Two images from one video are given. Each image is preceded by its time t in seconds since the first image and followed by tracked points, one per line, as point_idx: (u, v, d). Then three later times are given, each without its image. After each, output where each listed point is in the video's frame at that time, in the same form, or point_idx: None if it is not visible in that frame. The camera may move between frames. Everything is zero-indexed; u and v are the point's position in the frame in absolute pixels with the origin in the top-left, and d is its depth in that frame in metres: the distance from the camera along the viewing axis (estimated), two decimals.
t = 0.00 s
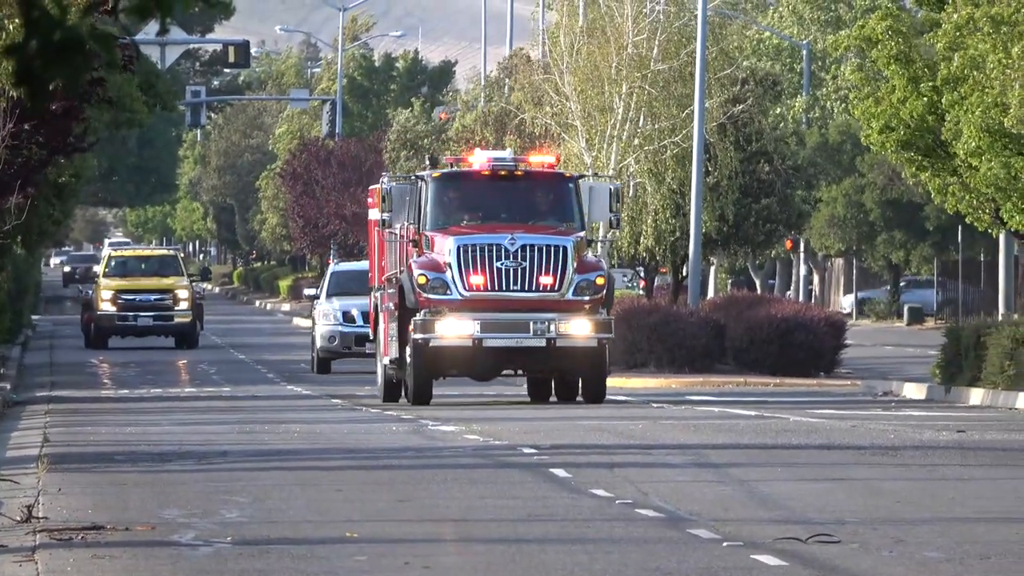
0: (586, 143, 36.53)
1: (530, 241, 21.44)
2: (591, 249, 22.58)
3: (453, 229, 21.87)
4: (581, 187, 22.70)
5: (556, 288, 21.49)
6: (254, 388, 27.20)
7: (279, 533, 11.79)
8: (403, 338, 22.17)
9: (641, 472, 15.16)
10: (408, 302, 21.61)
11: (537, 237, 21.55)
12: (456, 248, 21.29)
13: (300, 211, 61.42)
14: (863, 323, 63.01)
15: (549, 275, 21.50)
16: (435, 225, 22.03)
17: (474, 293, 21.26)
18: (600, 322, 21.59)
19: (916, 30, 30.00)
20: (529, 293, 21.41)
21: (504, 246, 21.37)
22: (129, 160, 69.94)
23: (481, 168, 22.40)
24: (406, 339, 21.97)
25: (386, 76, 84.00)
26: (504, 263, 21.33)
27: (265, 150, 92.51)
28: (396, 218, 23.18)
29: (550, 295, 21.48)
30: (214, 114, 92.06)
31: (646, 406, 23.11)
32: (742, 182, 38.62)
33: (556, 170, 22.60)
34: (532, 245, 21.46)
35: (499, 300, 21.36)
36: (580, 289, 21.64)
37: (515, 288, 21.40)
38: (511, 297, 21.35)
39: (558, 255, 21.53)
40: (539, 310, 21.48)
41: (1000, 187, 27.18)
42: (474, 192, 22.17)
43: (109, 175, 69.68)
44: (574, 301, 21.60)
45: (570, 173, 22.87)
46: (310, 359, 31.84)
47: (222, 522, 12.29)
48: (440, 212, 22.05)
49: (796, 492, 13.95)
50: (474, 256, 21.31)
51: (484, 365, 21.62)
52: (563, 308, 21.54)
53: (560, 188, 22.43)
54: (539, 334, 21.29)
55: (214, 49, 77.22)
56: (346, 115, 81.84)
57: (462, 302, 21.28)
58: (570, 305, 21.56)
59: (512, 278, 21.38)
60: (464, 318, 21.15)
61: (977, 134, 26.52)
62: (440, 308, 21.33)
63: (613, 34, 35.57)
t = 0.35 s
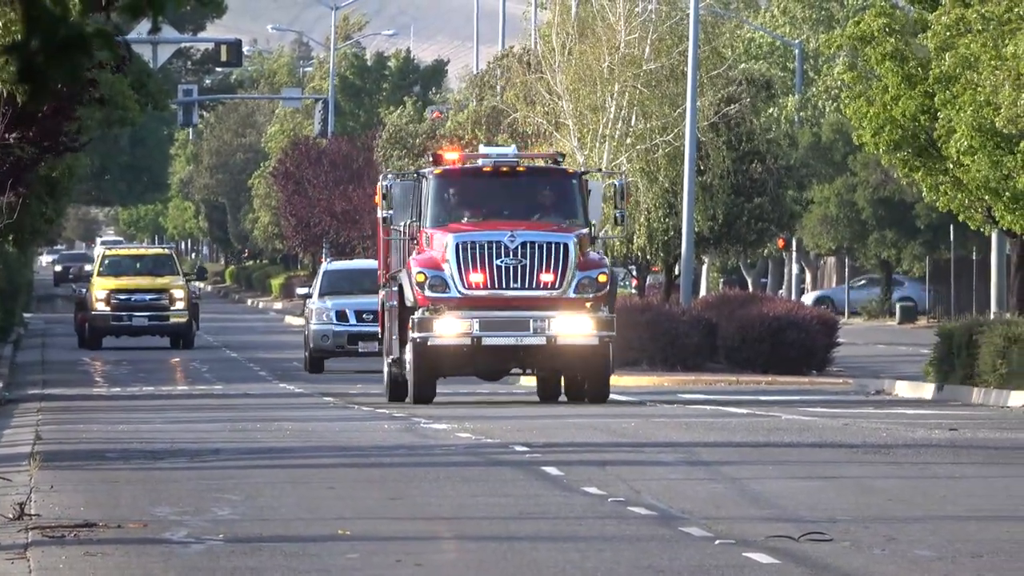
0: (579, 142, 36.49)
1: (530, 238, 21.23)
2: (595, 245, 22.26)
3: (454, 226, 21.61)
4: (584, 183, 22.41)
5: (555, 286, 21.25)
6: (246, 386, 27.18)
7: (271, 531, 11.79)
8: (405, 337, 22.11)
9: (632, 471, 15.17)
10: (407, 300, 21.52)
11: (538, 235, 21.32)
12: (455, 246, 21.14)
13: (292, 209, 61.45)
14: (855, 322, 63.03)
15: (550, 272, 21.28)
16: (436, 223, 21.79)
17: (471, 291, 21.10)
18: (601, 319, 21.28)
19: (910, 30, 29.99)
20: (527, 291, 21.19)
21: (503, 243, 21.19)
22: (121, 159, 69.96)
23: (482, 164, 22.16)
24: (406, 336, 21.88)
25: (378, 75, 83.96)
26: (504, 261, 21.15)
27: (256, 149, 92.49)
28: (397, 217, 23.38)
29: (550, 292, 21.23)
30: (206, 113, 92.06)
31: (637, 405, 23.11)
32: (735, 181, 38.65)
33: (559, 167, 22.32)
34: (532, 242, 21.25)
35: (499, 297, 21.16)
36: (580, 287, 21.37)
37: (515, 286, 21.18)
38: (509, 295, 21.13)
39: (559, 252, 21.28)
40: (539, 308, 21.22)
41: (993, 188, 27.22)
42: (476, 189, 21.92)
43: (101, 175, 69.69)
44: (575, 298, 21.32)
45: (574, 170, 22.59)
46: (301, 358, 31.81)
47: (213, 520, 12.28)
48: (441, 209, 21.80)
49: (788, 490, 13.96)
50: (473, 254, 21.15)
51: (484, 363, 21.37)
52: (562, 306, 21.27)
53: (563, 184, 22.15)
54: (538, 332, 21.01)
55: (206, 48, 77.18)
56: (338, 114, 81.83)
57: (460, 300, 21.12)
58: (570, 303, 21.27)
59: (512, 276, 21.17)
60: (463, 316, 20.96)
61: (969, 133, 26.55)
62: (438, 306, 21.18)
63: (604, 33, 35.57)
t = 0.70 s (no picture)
0: (563, 138, 36.38)
1: (524, 233, 21.02)
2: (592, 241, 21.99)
3: (448, 220, 21.39)
4: (581, 178, 22.18)
5: (550, 282, 21.02)
6: (230, 381, 27.15)
7: (255, 526, 11.79)
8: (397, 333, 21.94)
9: (616, 467, 15.17)
10: (399, 297, 21.33)
11: (532, 229, 21.11)
12: (448, 240, 20.93)
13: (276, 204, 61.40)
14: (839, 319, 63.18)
15: (544, 268, 21.04)
16: (429, 216, 21.58)
17: (464, 287, 20.88)
18: (596, 316, 21.06)
19: (896, 27, 30.06)
20: (522, 287, 20.96)
21: (497, 238, 20.97)
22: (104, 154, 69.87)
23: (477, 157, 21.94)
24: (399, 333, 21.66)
25: (363, 70, 83.86)
26: (498, 256, 20.95)
27: (241, 143, 92.44)
28: (389, 210, 23.29)
29: (545, 288, 21.01)
30: (191, 107, 91.97)
31: (622, 402, 23.13)
32: (720, 177, 38.74)
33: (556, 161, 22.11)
34: (526, 237, 21.03)
35: (492, 293, 20.95)
36: (575, 283, 21.13)
37: (509, 282, 20.97)
38: (503, 291, 20.93)
39: (553, 248, 21.07)
40: (533, 304, 20.99)
41: (977, 184, 27.27)
42: (470, 182, 21.70)
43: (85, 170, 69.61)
44: (570, 295, 21.07)
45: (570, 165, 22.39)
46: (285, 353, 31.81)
47: (197, 514, 12.28)
48: (435, 202, 21.60)
49: (770, 487, 13.98)
50: (466, 249, 20.93)
51: (478, 360, 21.14)
52: (556, 303, 21.01)
53: (560, 179, 21.94)
54: (532, 329, 20.79)
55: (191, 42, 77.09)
56: (323, 109, 81.76)
57: (452, 296, 20.90)
58: (564, 300, 21.02)
59: (505, 271, 20.96)
60: (455, 313, 20.76)
61: (954, 129, 26.58)
62: (430, 302, 20.96)
63: (590, 28, 35.76)
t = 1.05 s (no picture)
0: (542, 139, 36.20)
1: (512, 231, 20.66)
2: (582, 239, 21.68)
3: (435, 219, 21.07)
4: (571, 175, 21.82)
5: (539, 281, 20.70)
6: (209, 383, 27.08)
7: (234, 529, 11.75)
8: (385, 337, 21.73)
9: (595, 469, 15.17)
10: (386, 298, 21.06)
11: (520, 228, 20.75)
12: (435, 240, 20.58)
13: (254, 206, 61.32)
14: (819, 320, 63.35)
15: (533, 268, 20.71)
16: (416, 216, 21.26)
17: (451, 287, 20.55)
18: (587, 317, 20.78)
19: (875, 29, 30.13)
20: (510, 287, 20.64)
21: (484, 237, 20.62)
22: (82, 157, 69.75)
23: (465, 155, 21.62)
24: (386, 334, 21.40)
25: (341, 71, 83.82)
26: (486, 255, 20.60)
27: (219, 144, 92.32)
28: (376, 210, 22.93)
29: (534, 288, 20.69)
30: (169, 109, 91.88)
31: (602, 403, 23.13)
32: (698, 178, 38.82)
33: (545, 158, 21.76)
34: (514, 236, 20.68)
35: (480, 294, 20.64)
36: (564, 282, 20.80)
37: (497, 282, 20.63)
38: (491, 292, 20.61)
39: (542, 247, 20.72)
40: (522, 305, 20.70)
41: (955, 185, 27.31)
42: (458, 180, 21.37)
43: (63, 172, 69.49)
44: (560, 295, 20.77)
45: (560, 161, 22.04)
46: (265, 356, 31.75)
47: (177, 517, 12.23)
48: (422, 201, 21.29)
49: (750, 489, 13.99)
50: (454, 248, 20.58)
51: (467, 361, 20.87)
52: (546, 303, 20.73)
53: (550, 176, 21.59)
54: (521, 330, 20.49)
55: (169, 44, 76.99)
56: (301, 110, 81.72)
57: (440, 297, 20.59)
58: (554, 300, 20.73)
59: (494, 271, 20.62)
60: (442, 314, 20.46)
61: (932, 130, 26.69)
62: (417, 303, 20.65)
63: (568, 28, 35.60)
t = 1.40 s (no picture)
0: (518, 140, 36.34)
1: (502, 229, 20.20)
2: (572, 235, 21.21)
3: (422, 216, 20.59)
4: (561, 171, 21.30)
5: (528, 279, 20.21)
6: (184, 383, 26.97)
7: (209, 528, 11.69)
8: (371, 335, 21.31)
9: (571, 469, 15.14)
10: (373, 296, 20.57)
11: (510, 225, 20.29)
12: (422, 237, 20.10)
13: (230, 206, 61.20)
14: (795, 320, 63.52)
15: (522, 266, 20.25)
16: (403, 213, 20.78)
17: (438, 285, 20.05)
18: (578, 315, 20.23)
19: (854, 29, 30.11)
20: (499, 285, 20.14)
21: (473, 234, 20.14)
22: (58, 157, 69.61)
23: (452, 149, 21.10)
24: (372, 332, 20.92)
25: (318, 71, 83.71)
26: (475, 253, 20.11)
27: (196, 144, 92.21)
28: (363, 207, 22.34)
29: (523, 286, 20.20)
30: (145, 109, 91.73)
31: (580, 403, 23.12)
32: (676, 178, 38.96)
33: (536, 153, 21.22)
34: (504, 233, 20.22)
35: (468, 292, 20.10)
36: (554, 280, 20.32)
37: (486, 280, 20.14)
38: (479, 289, 20.08)
39: (532, 244, 20.25)
40: (511, 303, 20.18)
41: (931, 186, 27.39)
42: (446, 176, 20.89)
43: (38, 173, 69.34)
44: (550, 293, 20.28)
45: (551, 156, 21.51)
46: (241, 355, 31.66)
47: (151, 517, 12.17)
48: (410, 199, 20.80)
49: (726, 489, 13.97)
50: (442, 246, 20.10)
51: (455, 360, 20.34)
52: (535, 300, 20.22)
53: (539, 173, 21.07)
54: (509, 329, 19.95)
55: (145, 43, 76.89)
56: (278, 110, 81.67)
57: (426, 294, 20.09)
58: (543, 298, 20.21)
59: (483, 269, 20.13)
60: (428, 312, 19.93)
61: (906, 131, 26.71)
62: (405, 301, 20.14)
63: (546, 29, 35.71)
